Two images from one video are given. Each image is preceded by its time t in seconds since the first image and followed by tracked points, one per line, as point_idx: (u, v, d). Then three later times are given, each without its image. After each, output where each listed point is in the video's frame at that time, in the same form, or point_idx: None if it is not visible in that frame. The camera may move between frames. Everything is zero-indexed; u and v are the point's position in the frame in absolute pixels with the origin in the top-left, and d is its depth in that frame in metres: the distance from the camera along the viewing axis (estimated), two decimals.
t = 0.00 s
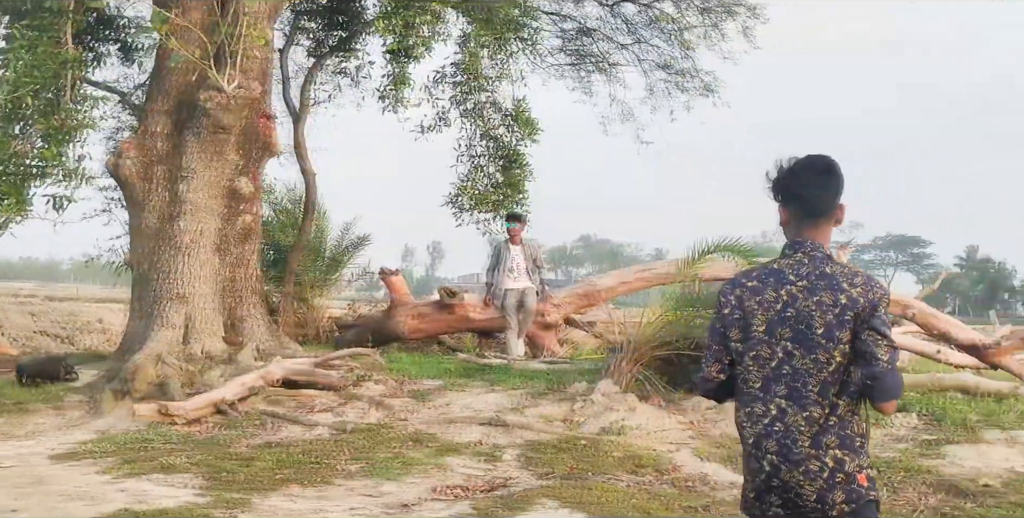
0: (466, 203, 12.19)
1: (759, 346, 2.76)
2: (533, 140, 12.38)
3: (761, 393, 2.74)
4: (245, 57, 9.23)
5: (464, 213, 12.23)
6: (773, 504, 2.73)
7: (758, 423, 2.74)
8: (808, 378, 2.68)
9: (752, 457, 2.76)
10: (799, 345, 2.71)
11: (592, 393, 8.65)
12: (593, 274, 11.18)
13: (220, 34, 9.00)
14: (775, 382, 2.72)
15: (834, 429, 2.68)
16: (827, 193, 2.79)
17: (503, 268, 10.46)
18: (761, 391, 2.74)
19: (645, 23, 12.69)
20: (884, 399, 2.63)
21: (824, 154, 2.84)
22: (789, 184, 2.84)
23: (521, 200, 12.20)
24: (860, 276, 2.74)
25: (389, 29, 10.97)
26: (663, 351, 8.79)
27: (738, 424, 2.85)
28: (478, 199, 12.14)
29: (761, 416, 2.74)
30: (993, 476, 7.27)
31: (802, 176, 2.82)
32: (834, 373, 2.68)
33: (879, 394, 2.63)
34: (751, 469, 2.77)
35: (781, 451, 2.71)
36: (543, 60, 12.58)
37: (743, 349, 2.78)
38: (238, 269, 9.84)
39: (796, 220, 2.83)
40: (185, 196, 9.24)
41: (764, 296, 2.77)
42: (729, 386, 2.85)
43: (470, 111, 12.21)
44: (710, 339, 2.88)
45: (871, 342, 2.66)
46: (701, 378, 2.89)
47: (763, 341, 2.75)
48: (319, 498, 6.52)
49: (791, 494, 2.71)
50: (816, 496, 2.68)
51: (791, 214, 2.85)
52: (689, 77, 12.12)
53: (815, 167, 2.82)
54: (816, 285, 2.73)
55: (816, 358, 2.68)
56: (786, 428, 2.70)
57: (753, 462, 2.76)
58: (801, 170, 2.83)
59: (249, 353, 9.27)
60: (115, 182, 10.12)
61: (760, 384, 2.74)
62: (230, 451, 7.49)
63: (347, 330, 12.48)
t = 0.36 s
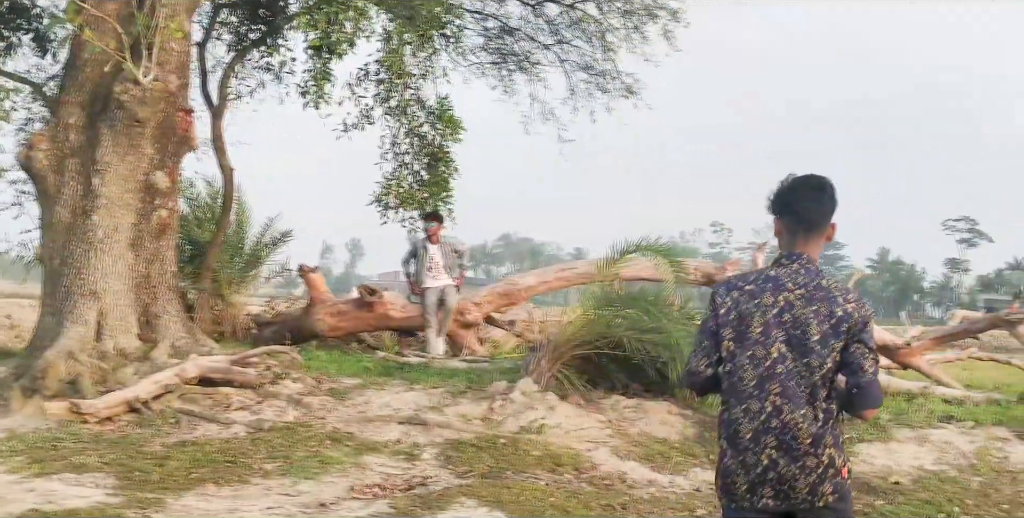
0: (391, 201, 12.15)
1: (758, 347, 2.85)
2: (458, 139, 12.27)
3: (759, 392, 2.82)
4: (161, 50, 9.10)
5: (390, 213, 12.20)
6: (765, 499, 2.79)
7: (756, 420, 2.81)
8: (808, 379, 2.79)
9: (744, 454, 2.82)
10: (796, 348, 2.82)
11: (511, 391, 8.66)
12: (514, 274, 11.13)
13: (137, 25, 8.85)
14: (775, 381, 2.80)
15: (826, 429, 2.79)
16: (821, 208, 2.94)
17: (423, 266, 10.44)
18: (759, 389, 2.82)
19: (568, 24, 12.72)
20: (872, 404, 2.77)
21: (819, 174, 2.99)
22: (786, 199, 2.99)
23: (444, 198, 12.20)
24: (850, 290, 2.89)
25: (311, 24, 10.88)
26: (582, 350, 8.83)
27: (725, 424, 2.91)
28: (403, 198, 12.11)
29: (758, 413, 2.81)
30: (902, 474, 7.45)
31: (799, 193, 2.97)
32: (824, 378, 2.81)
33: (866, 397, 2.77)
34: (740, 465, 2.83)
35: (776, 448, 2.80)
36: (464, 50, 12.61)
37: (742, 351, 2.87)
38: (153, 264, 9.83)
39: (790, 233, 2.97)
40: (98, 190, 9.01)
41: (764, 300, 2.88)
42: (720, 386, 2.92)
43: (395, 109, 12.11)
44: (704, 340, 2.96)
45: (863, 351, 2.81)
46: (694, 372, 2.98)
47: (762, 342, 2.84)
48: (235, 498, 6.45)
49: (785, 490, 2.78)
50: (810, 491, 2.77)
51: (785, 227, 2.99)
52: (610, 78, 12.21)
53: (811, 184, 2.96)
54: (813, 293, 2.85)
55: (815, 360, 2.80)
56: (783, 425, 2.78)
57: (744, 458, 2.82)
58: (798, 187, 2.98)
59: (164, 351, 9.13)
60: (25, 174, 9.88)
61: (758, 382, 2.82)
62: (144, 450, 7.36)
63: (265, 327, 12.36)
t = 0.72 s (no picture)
0: (362, 198, 12.00)
1: (785, 333, 3.28)
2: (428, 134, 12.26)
3: (784, 374, 3.26)
4: (126, 45, 9.07)
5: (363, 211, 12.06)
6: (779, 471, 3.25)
7: (779, 399, 3.25)
8: (830, 364, 3.25)
9: (764, 429, 3.26)
10: (821, 335, 3.28)
11: (477, 388, 8.67)
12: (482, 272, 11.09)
13: (100, 20, 8.77)
14: (801, 366, 3.24)
15: (837, 407, 3.29)
16: (823, 196, 3.41)
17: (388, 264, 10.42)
18: (784, 372, 3.26)
19: (535, 21, 12.74)
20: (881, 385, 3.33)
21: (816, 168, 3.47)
22: (791, 191, 3.44)
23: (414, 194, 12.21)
24: (860, 279, 3.42)
25: (279, 20, 10.86)
26: (548, 348, 8.86)
27: (744, 397, 3.33)
28: (375, 196, 12.00)
29: (781, 393, 3.25)
30: (864, 471, 7.55)
31: (803, 183, 3.42)
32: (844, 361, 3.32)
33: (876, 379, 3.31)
34: (760, 438, 3.28)
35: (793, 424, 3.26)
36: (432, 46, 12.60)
37: (769, 334, 3.28)
38: (117, 260, 9.71)
39: (795, 222, 3.43)
40: (62, 185, 8.95)
41: (792, 290, 3.30)
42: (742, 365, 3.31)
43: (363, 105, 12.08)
44: (732, 320, 3.28)
45: (873, 338, 3.37)
46: (734, 355, 3.23)
47: (791, 329, 3.27)
48: (198, 495, 6.44)
49: (797, 466, 3.24)
50: (820, 468, 3.24)
51: (792, 218, 3.43)
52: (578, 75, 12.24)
53: (812, 178, 3.41)
54: (835, 284, 3.33)
55: (836, 347, 3.27)
56: (804, 405, 3.24)
57: (766, 434, 3.26)
58: (800, 180, 3.43)
59: (128, 347, 9.09)
60: None
61: (784, 365, 3.26)
62: (107, 447, 7.32)
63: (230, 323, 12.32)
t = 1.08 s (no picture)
0: (341, 195, 11.90)
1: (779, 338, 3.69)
2: (407, 130, 12.21)
3: (781, 376, 3.68)
4: (101, 41, 9.05)
5: (341, 208, 11.97)
6: (782, 465, 3.67)
7: (777, 398, 3.68)
8: (820, 363, 3.68)
9: (766, 428, 3.68)
10: (811, 337, 3.71)
11: (455, 386, 8.66)
12: (459, 269, 11.07)
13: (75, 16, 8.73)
14: (796, 367, 3.66)
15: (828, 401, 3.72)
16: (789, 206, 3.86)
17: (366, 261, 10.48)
18: (780, 375, 3.68)
19: (513, 17, 12.75)
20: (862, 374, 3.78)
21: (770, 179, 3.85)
22: (775, 209, 3.79)
23: (393, 191, 12.17)
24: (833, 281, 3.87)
25: (257, 16, 10.83)
26: (525, 346, 8.83)
27: (745, 400, 3.75)
28: (354, 192, 11.93)
29: (778, 394, 3.67)
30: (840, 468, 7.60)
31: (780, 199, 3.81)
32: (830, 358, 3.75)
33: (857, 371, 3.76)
34: (761, 436, 3.69)
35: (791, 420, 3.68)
36: (411, 44, 12.59)
37: (764, 341, 3.69)
38: (93, 258, 9.60)
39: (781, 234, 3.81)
40: (37, 182, 8.89)
41: (781, 298, 3.71)
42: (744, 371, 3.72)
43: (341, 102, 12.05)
44: (725, 334, 3.66)
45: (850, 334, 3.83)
46: (729, 370, 3.60)
47: (785, 335, 3.69)
48: (174, 493, 6.45)
49: (796, 458, 3.65)
50: (819, 458, 3.65)
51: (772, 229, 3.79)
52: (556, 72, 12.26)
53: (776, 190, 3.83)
54: (815, 289, 3.76)
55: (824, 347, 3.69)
56: (800, 402, 3.67)
57: (767, 431, 3.67)
58: (776, 195, 3.80)
59: (104, 346, 9.05)
60: None
61: (779, 369, 3.68)
62: (83, 446, 7.29)
63: (207, 320, 12.28)
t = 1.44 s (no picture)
0: (319, 191, 11.87)
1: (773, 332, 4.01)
2: (389, 127, 12.16)
3: (779, 368, 3.98)
4: (81, 37, 9.01)
5: (320, 204, 11.93)
6: (785, 450, 3.98)
7: (778, 388, 3.97)
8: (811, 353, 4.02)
9: (771, 417, 3.97)
10: (799, 329, 4.04)
11: (437, 383, 8.65)
12: (441, 267, 11.04)
13: (54, 13, 8.70)
14: (792, 359, 3.98)
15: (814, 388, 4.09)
16: (780, 214, 4.12)
17: (348, 257, 10.46)
18: (779, 367, 3.98)
19: (496, 14, 12.74)
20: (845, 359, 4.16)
21: (774, 184, 4.13)
22: (756, 209, 4.10)
23: (374, 188, 12.13)
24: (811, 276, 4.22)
25: (239, 12, 10.79)
26: (508, 343, 8.82)
27: (743, 391, 4.04)
28: (333, 189, 11.88)
29: (779, 384, 3.97)
30: (821, 464, 7.63)
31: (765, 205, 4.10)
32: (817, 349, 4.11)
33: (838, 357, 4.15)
34: (768, 425, 3.97)
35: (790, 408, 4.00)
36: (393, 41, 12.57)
37: (761, 335, 3.99)
38: (73, 255, 9.56)
39: (755, 235, 4.12)
40: (16, 180, 8.84)
41: (772, 295, 4.02)
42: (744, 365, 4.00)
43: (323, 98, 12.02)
44: (715, 329, 3.93)
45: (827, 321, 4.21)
46: (715, 363, 3.87)
47: (779, 329, 4.00)
48: (154, 492, 6.48)
49: (797, 443, 3.99)
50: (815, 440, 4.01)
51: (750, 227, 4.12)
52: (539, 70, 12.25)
53: (766, 194, 4.12)
54: (801, 285, 4.10)
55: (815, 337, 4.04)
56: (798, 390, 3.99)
57: (773, 419, 3.96)
58: (765, 198, 4.11)
59: (84, 343, 9.01)
60: None
61: (778, 361, 3.98)
62: (63, 444, 7.27)
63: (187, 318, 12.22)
